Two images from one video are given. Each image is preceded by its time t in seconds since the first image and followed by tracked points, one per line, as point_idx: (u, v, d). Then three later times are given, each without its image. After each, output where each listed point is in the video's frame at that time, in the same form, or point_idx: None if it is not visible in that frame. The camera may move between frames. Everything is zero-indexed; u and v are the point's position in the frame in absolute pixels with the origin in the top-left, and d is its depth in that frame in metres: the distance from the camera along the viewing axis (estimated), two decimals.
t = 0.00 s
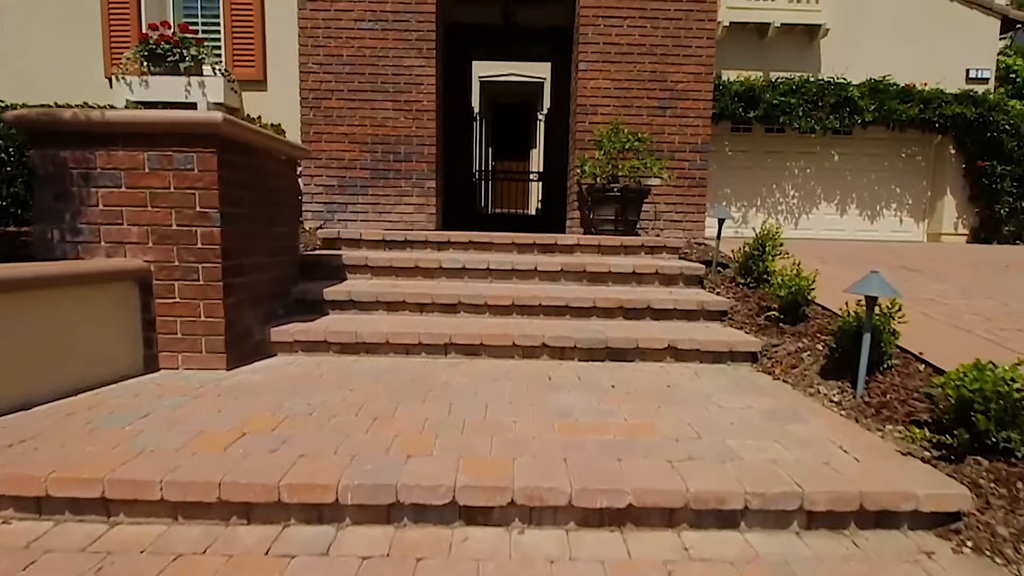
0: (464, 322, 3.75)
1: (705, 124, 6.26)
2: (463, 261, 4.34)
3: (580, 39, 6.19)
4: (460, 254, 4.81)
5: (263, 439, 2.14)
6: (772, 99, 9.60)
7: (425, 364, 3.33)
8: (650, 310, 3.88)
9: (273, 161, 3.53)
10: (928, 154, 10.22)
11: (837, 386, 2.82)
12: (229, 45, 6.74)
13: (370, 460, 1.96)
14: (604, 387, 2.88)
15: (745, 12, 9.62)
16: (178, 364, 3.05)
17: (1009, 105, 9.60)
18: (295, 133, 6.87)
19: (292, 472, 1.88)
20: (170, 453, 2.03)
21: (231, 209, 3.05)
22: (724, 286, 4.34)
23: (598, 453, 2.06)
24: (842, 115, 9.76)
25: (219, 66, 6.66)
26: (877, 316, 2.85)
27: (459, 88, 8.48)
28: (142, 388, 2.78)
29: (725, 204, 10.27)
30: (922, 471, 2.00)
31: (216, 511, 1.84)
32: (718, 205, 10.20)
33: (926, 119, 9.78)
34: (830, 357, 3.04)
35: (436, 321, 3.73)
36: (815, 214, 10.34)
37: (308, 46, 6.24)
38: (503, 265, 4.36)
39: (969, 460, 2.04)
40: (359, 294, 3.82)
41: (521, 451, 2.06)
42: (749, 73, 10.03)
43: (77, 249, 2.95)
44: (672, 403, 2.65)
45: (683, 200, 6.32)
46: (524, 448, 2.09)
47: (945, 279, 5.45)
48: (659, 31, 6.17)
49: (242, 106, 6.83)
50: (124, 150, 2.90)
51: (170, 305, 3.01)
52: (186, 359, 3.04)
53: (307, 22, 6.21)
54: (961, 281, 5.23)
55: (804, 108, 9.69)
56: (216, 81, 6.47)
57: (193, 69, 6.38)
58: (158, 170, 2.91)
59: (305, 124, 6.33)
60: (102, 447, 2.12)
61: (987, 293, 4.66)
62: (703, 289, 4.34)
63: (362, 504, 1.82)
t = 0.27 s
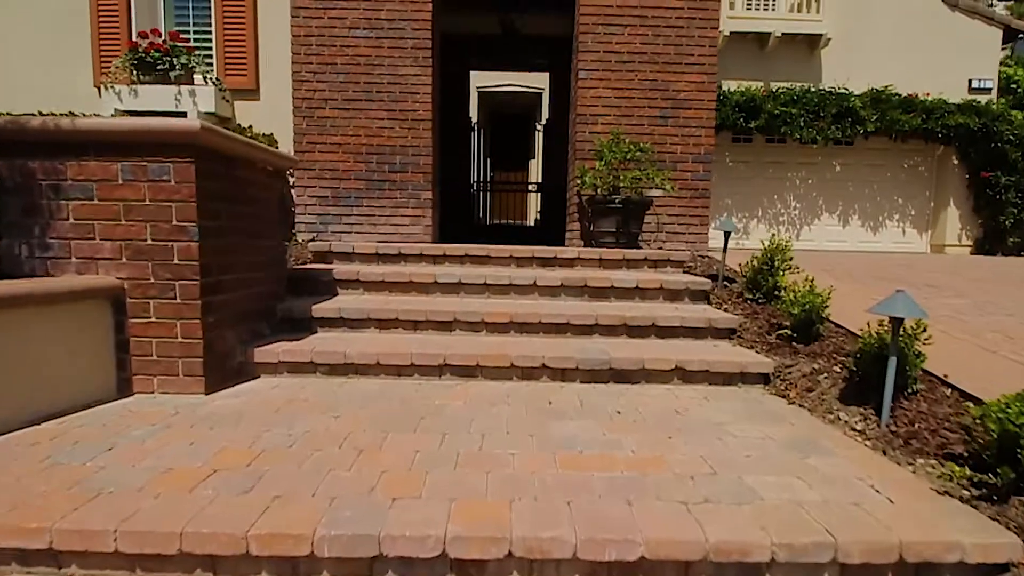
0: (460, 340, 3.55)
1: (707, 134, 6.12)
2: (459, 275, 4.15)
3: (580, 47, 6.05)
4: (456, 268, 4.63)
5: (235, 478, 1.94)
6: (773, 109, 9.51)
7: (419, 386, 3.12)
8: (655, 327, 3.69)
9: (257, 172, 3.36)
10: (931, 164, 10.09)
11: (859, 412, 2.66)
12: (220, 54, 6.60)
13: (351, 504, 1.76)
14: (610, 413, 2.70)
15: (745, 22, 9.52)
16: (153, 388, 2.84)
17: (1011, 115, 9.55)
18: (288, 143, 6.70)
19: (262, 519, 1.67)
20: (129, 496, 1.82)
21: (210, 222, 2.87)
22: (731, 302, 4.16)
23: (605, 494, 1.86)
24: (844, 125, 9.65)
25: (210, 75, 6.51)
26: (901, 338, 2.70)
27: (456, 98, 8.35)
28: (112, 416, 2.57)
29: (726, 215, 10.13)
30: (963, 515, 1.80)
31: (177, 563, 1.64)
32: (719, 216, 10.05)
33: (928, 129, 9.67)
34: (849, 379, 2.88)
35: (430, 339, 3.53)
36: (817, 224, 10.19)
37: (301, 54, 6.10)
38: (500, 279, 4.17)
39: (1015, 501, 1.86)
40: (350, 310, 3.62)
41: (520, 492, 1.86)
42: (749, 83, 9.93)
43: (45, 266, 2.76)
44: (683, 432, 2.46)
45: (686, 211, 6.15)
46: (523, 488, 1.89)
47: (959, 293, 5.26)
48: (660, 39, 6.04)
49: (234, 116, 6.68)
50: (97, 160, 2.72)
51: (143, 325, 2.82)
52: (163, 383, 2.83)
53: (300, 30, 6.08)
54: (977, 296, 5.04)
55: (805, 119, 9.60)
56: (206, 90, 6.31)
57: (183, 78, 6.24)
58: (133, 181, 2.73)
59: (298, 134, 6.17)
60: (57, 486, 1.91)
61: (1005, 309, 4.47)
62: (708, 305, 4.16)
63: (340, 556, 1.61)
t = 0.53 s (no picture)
0: (453, 361, 3.33)
1: (709, 143, 5.95)
2: (452, 290, 3.95)
3: (578, 54, 5.89)
4: (450, 282, 4.42)
5: (196, 526, 1.72)
6: (773, 118, 9.39)
7: (408, 411, 2.90)
8: (660, 345, 3.49)
9: (235, 182, 3.16)
10: (932, 173, 9.97)
11: (885, 442, 2.47)
12: (209, 61, 6.42)
13: (325, 561, 1.54)
14: (617, 444, 2.48)
15: (744, 30, 9.41)
16: (119, 417, 2.61)
17: (1013, 124, 9.45)
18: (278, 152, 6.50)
19: None
20: (73, 551, 1.60)
21: (183, 236, 2.66)
22: (738, 317, 3.97)
23: (612, 545, 1.65)
24: (845, 134, 9.52)
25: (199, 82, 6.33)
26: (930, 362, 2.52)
27: (452, 106, 8.19)
28: (70, 449, 2.34)
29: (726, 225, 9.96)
30: (1018, 571, 1.60)
31: None
32: (719, 225, 9.89)
33: (930, 138, 9.55)
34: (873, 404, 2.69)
35: (422, 360, 3.31)
36: (818, 234, 10.03)
37: (291, 61, 5.93)
38: (496, 293, 3.96)
39: None
40: (336, 328, 3.41)
41: (517, 544, 1.65)
42: (749, 92, 9.80)
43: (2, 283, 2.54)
44: (696, 467, 2.25)
45: (688, 222, 5.97)
46: (520, 539, 1.67)
47: (973, 307, 5.07)
48: (660, 45, 5.88)
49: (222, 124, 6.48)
50: (60, 169, 2.52)
51: (108, 347, 2.59)
52: (130, 411, 2.60)
53: (290, 36, 5.91)
54: (992, 310, 4.84)
55: (805, 128, 9.47)
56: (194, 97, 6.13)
57: (170, 86, 6.12)
58: (98, 193, 2.53)
59: (288, 143, 5.98)
60: None
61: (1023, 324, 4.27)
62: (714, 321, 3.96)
63: None
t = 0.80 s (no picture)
0: (445, 385, 3.10)
1: (711, 150, 5.76)
2: (444, 305, 3.71)
3: (576, 59, 5.70)
4: (442, 296, 4.19)
5: None
6: (772, 125, 9.24)
7: (395, 443, 2.65)
8: (666, 365, 3.26)
9: (209, 192, 2.96)
10: (932, 181, 9.82)
11: (918, 478, 2.26)
12: (193, 66, 6.21)
13: None
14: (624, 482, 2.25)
15: (743, 36, 9.27)
16: (75, 452, 2.36)
17: (1014, 131, 9.33)
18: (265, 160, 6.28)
19: None
20: None
21: (145, 252, 2.43)
22: (747, 334, 3.75)
23: None
24: (844, 141, 9.38)
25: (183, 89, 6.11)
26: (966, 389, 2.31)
27: (446, 113, 7.99)
28: (14, 491, 2.10)
29: (725, 233, 9.76)
30: None
31: None
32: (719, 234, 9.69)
33: (930, 145, 9.41)
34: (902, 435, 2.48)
35: (411, 383, 3.08)
36: (818, 243, 9.85)
37: (279, 65, 5.72)
38: (490, 310, 3.73)
39: None
40: (319, 350, 3.17)
41: None
42: (748, 99, 9.65)
43: None
44: (713, 511, 2.01)
45: (690, 232, 5.77)
46: None
47: (988, 319, 4.87)
48: (660, 50, 5.70)
49: (207, 131, 6.26)
50: (10, 180, 2.29)
51: (62, 375, 2.35)
52: (85, 446, 2.35)
53: (278, 40, 5.70)
54: (1008, 322, 4.65)
55: (805, 135, 9.32)
56: (177, 103, 5.91)
57: (152, 91, 5.94)
58: (52, 205, 2.30)
59: (275, 151, 5.75)
60: None
61: None
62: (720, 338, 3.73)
63: None
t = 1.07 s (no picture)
0: (436, 412, 2.85)
1: (715, 157, 5.55)
2: (435, 323, 3.47)
3: (574, 62, 5.49)
4: (434, 312, 3.94)
5: None
6: (773, 131, 9.06)
7: (377, 480, 2.39)
8: (674, 388, 3.02)
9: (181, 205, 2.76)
10: (935, 187, 9.65)
11: (963, 521, 2.02)
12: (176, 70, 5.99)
13: None
14: (632, 529, 2.00)
15: (743, 41, 9.10)
16: (17, 495, 2.12)
17: (1018, 136, 9.17)
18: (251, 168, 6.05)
19: None
20: None
21: (100, 270, 2.19)
22: (759, 351, 3.51)
23: None
24: (846, 147, 9.20)
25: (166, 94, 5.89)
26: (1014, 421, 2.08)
27: (441, 119, 7.77)
28: None
29: (726, 241, 9.56)
30: None
31: None
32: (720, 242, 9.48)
33: (932, 151, 9.24)
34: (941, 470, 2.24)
35: (398, 411, 2.84)
36: (820, 251, 9.65)
37: (265, 69, 5.50)
38: (485, 327, 3.49)
39: None
40: (297, 373, 2.93)
41: None
42: (748, 105, 9.47)
43: None
44: (735, 566, 1.76)
45: (693, 242, 5.55)
46: None
47: (1006, 331, 4.64)
48: (662, 53, 5.50)
49: (191, 138, 6.04)
50: None
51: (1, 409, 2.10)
52: (29, 489, 2.11)
53: (265, 44, 5.49)
54: None
55: (806, 141, 9.14)
56: (158, 110, 5.67)
57: (133, 97, 5.74)
58: None
59: (260, 159, 5.51)
60: None
61: None
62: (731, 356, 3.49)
63: None
